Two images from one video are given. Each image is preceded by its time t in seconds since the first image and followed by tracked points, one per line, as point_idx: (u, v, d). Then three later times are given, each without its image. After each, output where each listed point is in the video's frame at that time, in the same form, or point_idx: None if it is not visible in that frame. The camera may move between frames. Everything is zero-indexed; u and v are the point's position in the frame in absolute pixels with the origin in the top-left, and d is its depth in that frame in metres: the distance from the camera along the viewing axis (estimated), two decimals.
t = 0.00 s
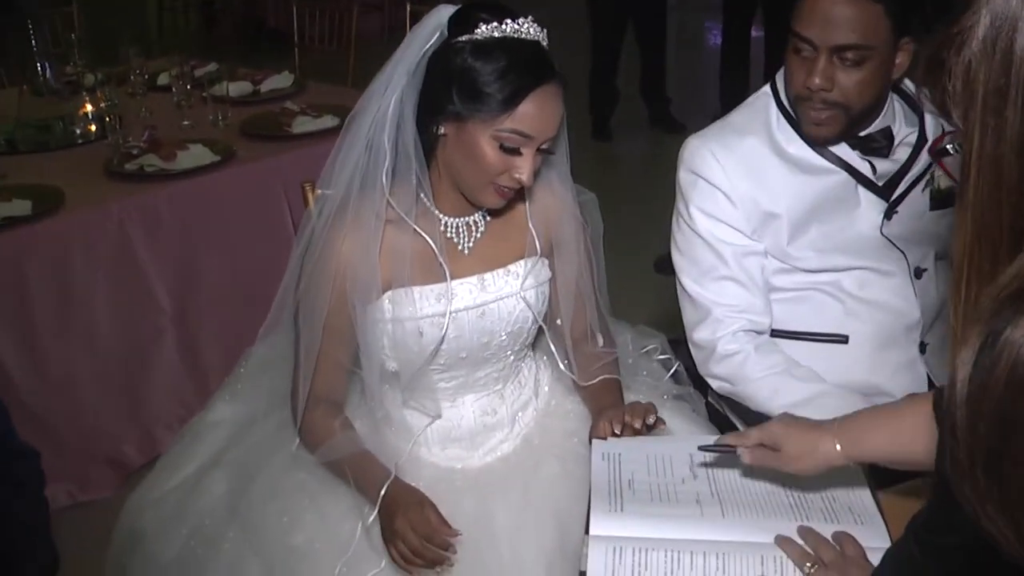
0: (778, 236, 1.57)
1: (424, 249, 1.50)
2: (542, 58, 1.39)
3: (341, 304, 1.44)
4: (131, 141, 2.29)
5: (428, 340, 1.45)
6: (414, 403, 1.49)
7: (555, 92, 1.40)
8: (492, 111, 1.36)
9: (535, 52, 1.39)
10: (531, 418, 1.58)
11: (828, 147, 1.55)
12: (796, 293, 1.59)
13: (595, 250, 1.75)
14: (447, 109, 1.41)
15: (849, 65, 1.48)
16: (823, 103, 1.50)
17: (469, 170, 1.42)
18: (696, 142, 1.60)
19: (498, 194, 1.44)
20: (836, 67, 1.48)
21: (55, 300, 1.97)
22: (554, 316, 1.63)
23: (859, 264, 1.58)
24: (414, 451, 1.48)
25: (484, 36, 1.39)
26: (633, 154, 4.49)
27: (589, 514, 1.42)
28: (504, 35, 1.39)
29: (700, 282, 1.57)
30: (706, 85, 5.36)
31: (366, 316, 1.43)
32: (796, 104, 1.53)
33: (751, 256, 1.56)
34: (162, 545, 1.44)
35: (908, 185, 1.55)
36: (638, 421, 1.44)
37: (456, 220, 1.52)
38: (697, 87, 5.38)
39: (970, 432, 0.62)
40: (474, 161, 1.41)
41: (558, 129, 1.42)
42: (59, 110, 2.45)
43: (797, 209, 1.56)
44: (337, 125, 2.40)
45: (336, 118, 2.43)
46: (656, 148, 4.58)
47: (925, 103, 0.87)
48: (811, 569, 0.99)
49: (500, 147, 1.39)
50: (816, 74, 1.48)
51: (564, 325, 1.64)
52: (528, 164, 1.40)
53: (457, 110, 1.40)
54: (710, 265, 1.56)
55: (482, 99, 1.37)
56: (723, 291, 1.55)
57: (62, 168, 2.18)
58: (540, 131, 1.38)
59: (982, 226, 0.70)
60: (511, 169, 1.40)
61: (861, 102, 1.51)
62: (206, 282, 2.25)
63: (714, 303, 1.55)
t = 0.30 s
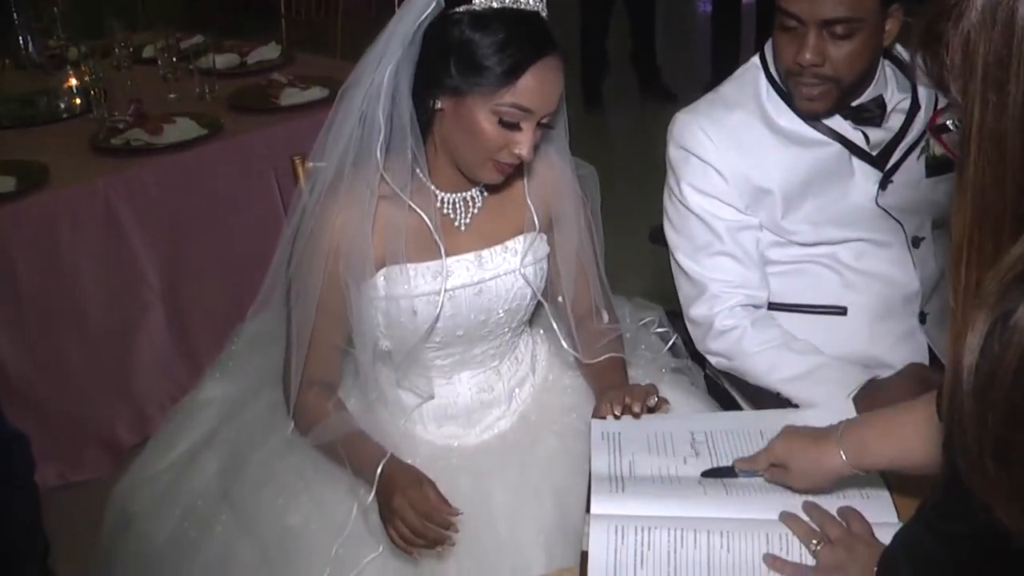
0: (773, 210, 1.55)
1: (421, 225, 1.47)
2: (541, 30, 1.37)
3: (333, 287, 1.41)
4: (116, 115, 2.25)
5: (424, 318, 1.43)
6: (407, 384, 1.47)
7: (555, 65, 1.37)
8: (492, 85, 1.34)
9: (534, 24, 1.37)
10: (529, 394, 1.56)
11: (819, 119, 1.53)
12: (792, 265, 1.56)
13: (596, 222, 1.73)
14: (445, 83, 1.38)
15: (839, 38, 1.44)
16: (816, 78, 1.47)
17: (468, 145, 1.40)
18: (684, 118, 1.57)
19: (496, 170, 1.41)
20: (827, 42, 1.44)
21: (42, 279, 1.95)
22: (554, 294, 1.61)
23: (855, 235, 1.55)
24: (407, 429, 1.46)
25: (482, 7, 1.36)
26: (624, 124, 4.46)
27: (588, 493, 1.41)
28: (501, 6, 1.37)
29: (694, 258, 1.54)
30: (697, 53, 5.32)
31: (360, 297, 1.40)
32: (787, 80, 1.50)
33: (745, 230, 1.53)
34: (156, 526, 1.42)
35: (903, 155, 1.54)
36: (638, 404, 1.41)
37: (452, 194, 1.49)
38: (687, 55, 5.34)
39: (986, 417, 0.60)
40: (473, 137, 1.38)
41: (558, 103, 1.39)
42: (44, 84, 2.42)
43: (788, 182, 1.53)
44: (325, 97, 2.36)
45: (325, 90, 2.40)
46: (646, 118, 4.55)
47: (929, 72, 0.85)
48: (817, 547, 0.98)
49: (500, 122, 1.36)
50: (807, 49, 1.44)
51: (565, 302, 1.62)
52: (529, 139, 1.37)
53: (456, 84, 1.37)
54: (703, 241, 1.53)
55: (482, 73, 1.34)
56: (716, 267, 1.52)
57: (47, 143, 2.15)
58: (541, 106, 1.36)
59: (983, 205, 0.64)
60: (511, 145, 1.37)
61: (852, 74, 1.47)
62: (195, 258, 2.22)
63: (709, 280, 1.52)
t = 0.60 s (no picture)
0: (775, 182, 1.52)
1: (428, 203, 1.44)
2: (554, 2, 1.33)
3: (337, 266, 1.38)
4: (107, 91, 2.22)
5: (431, 298, 1.41)
6: (409, 364, 1.44)
7: (569, 40, 1.34)
8: (505, 61, 1.32)
9: None
10: (532, 372, 1.55)
11: (820, 89, 1.51)
12: (794, 240, 1.54)
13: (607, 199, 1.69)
14: (456, 59, 1.35)
15: (846, 5, 1.44)
16: (822, 46, 1.45)
17: (480, 123, 1.38)
18: (685, 94, 1.54)
19: (508, 148, 1.40)
20: (834, 9, 1.44)
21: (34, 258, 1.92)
22: (566, 276, 1.60)
23: (857, 209, 1.53)
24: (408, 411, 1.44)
25: None
26: (618, 97, 4.44)
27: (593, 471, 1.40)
28: None
29: (696, 233, 1.52)
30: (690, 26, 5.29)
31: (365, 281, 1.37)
32: (792, 51, 1.49)
33: (747, 204, 1.51)
34: (155, 508, 1.41)
35: (906, 127, 1.53)
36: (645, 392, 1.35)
37: (462, 172, 1.46)
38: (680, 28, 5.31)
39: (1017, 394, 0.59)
40: (486, 114, 1.36)
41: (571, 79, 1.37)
42: (32, 60, 2.38)
43: (790, 155, 1.51)
44: (318, 71, 2.34)
45: (320, 65, 2.37)
46: (640, 91, 4.53)
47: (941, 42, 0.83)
48: (827, 527, 0.97)
49: (512, 98, 1.35)
50: (814, 16, 1.44)
51: (577, 284, 1.61)
52: (542, 116, 1.36)
53: (467, 60, 1.34)
54: (705, 216, 1.51)
55: (493, 48, 1.32)
56: (718, 242, 1.50)
57: (37, 120, 2.12)
58: (554, 83, 1.34)
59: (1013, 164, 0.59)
60: (524, 122, 1.36)
61: (859, 39, 1.46)
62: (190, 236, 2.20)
63: (712, 255, 1.50)
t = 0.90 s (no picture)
0: (765, 197, 1.52)
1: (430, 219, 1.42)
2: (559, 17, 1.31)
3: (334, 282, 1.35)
4: (89, 102, 2.20)
5: (428, 315, 1.40)
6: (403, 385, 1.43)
7: (573, 58, 1.32)
8: (508, 78, 1.30)
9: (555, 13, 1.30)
10: (522, 388, 1.54)
11: (810, 104, 1.51)
12: (784, 254, 1.53)
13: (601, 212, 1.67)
14: (458, 72, 1.34)
15: (835, 19, 1.44)
16: (813, 60, 1.46)
17: (481, 138, 1.36)
18: (675, 107, 1.53)
19: (508, 163, 1.38)
20: (824, 23, 1.44)
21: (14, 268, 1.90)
22: (559, 293, 1.59)
23: (846, 223, 1.53)
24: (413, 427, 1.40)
25: None
26: (600, 108, 4.44)
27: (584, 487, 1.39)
28: None
29: (687, 247, 1.51)
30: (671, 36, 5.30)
31: (371, 295, 1.36)
32: (782, 63, 1.49)
33: (738, 218, 1.51)
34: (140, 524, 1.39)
35: (896, 141, 1.54)
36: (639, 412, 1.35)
37: (463, 188, 1.45)
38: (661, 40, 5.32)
39: None
40: (487, 129, 1.35)
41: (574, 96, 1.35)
42: (11, 71, 2.35)
43: (780, 169, 1.51)
44: (302, 83, 2.32)
45: (303, 76, 2.36)
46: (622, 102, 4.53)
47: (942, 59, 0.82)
48: (822, 546, 0.96)
49: (514, 115, 1.33)
50: (804, 31, 1.43)
51: (570, 301, 1.60)
52: (544, 133, 1.35)
53: (471, 74, 1.33)
54: (695, 229, 1.50)
55: (495, 63, 1.30)
56: (708, 255, 1.50)
57: (18, 131, 2.09)
58: (557, 101, 1.32)
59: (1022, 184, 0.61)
60: (526, 139, 1.34)
61: (850, 54, 1.46)
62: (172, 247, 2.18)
63: (702, 269, 1.49)
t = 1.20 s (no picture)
0: (754, 213, 1.52)
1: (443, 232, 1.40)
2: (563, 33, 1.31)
3: (368, 304, 1.30)
4: (75, 116, 2.18)
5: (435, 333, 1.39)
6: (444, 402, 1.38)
7: (578, 72, 1.32)
8: (515, 92, 1.29)
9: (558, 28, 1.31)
10: (515, 402, 1.53)
11: (801, 120, 1.51)
12: (772, 267, 1.53)
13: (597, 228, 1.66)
14: (463, 88, 1.33)
15: (828, 37, 1.44)
16: (803, 77, 1.46)
17: (486, 153, 1.35)
18: (665, 121, 1.53)
19: (511, 178, 1.38)
20: (817, 39, 1.44)
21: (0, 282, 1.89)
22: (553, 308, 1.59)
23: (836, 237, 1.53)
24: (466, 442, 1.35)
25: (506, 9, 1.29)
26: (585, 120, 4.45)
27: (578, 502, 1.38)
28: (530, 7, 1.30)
29: (676, 262, 1.51)
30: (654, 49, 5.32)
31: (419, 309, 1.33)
32: (773, 77, 1.49)
33: (728, 232, 1.51)
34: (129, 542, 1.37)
35: (886, 156, 1.55)
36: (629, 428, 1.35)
37: (467, 206, 1.44)
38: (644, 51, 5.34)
39: None
40: (493, 144, 1.34)
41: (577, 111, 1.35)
42: None
43: (770, 185, 1.51)
44: (289, 95, 2.32)
45: (290, 88, 2.35)
46: (607, 114, 4.54)
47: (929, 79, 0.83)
48: (817, 563, 0.95)
49: (520, 130, 1.32)
50: (796, 46, 1.44)
51: (563, 316, 1.59)
52: (547, 147, 1.35)
53: (478, 89, 1.31)
54: (685, 245, 1.50)
55: (501, 78, 1.29)
56: (699, 271, 1.49)
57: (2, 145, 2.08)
58: (562, 115, 1.32)
59: (1019, 201, 0.61)
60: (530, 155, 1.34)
61: (840, 71, 1.47)
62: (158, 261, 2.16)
63: (691, 284, 1.49)
